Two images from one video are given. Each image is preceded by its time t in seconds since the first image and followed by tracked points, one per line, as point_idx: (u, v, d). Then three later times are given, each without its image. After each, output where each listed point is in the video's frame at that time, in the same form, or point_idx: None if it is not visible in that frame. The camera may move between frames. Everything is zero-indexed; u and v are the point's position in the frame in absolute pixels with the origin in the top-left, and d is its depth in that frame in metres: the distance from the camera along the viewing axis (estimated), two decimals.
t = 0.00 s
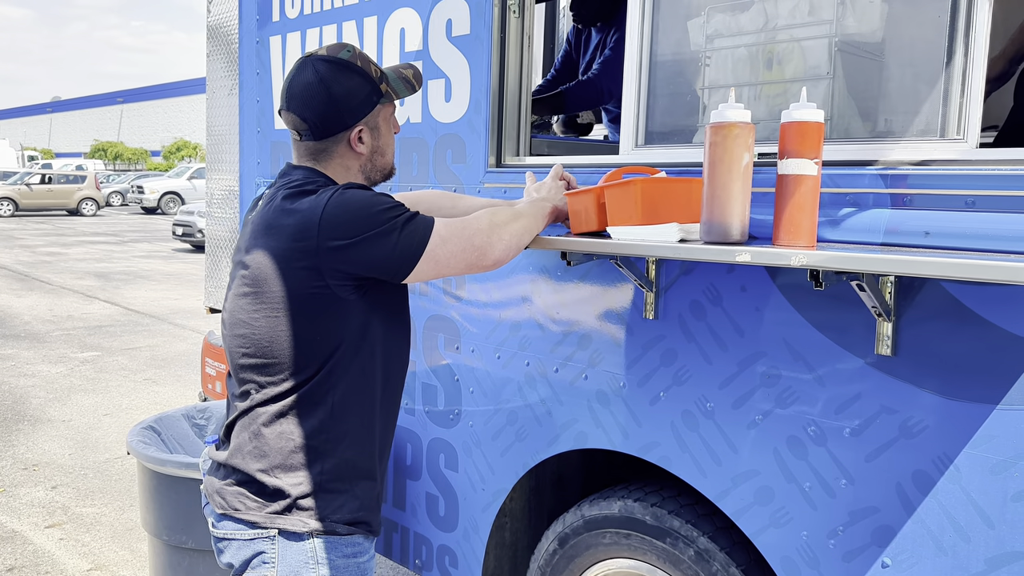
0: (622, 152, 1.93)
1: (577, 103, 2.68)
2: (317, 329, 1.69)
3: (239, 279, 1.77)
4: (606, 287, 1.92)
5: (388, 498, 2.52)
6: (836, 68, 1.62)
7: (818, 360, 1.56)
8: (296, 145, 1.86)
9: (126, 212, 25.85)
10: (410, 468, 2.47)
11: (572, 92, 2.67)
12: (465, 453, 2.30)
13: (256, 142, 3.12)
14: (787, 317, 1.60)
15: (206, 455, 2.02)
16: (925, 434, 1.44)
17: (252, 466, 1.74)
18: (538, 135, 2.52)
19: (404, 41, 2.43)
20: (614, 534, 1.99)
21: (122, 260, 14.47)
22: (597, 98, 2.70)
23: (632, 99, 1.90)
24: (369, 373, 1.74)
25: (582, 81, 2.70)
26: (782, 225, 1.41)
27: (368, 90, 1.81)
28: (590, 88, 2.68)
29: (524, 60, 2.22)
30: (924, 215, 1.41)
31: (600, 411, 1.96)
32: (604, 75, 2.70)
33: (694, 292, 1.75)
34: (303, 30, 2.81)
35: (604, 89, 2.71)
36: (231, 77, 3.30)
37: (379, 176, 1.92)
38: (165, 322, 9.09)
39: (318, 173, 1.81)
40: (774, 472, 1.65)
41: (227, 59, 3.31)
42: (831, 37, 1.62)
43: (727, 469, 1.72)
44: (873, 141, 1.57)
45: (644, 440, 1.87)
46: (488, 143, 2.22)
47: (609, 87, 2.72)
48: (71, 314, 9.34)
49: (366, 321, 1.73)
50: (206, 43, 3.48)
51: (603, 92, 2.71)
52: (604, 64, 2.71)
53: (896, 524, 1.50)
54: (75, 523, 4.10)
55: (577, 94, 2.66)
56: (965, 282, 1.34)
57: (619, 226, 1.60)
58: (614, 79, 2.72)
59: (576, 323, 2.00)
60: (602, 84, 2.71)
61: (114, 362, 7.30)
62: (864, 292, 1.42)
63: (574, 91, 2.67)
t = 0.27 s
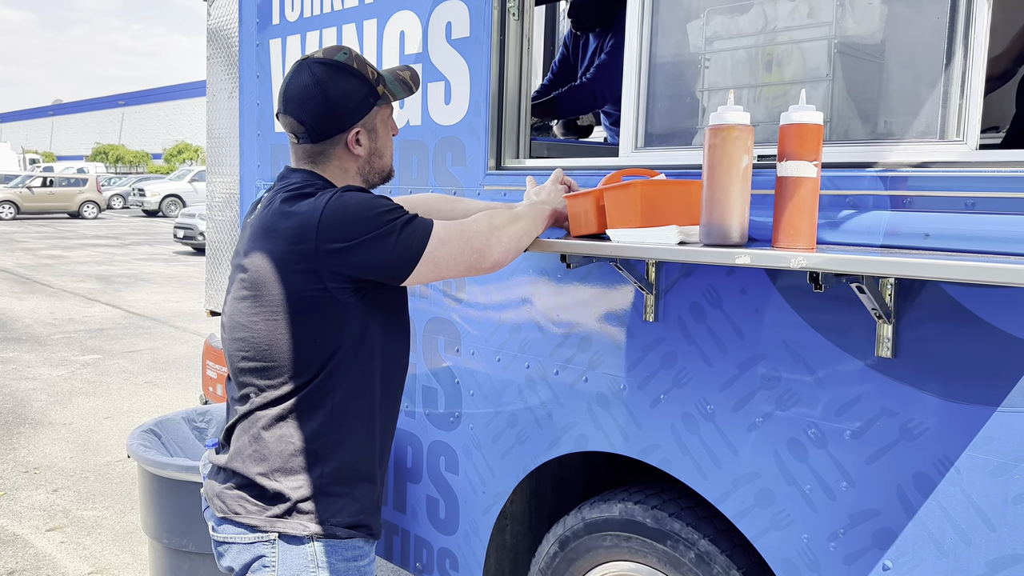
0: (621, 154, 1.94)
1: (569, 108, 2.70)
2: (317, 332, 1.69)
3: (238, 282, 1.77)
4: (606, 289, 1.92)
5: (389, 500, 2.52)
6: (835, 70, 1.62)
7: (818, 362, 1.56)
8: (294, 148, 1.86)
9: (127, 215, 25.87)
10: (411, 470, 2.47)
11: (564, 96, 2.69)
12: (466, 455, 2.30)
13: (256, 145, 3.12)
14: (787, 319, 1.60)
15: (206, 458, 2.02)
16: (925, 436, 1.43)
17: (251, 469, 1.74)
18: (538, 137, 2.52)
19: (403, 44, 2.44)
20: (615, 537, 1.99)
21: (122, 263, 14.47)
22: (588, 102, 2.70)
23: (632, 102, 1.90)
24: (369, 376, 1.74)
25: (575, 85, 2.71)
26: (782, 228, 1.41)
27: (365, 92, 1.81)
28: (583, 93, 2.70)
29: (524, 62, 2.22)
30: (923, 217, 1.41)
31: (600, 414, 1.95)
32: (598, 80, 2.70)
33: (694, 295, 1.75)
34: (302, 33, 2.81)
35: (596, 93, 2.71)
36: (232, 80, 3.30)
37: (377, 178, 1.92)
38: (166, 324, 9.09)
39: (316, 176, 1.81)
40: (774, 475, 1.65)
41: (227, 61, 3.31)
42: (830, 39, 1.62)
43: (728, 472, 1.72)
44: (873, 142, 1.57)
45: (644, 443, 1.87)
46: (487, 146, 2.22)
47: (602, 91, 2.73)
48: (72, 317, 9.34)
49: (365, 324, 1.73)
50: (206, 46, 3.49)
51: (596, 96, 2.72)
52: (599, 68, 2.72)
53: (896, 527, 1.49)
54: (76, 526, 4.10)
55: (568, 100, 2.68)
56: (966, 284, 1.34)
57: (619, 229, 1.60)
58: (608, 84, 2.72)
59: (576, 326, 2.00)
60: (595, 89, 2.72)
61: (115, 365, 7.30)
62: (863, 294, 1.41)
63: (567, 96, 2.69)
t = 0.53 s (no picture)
0: (620, 157, 1.94)
1: (554, 116, 2.71)
2: (316, 335, 1.69)
3: (237, 286, 1.77)
4: (606, 292, 1.92)
5: (389, 503, 2.52)
6: (834, 72, 1.62)
7: (818, 365, 1.56)
8: (292, 152, 1.86)
9: (128, 218, 25.88)
10: (411, 473, 2.47)
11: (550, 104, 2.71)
12: (466, 458, 2.29)
13: (256, 148, 3.13)
14: (787, 322, 1.60)
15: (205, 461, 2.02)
16: (925, 438, 1.43)
17: (251, 473, 1.74)
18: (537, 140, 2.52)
19: (403, 47, 2.44)
20: (615, 539, 1.98)
21: (123, 265, 14.48)
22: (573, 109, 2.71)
23: (631, 105, 1.90)
24: (368, 379, 1.74)
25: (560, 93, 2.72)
26: (781, 230, 1.41)
27: (362, 94, 1.81)
28: (567, 100, 2.70)
29: (523, 65, 2.22)
30: (923, 219, 1.41)
31: (600, 416, 1.95)
32: (583, 88, 2.70)
33: (693, 297, 1.75)
34: (302, 36, 2.82)
35: (581, 101, 2.71)
36: (232, 83, 3.30)
37: (375, 181, 1.92)
38: (166, 327, 9.09)
39: (315, 179, 1.81)
40: (774, 477, 1.65)
41: (227, 64, 3.31)
42: (829, 41, 1.62)
43: (728, 474, 1.72)
44: (872, 145, 1.57)
45: (644, 445, 1.86)
46: (486, 148, 2.22)
47: (587, 99, 2.73)
48: (73, 320, 9.35)
49: (365, 327, 1.73)
50: (206, 49, 3.49)
51: (580, 104, 2.72)
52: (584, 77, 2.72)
53: (896, 529, 1.49)
54: (77, 529, 4.10)
55: (553, 108, 2.69)
56: (965, 286, 1.34)
57: (618, 232, 1.60)
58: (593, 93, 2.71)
59: (576, 328, 2.00)
60: (580, 96, 2.72)
61: (116, 368, 7.30)
62: (863, 296, 1.41)
63: (551, 104, 2.72)
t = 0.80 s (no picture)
0: (620, 158, 1.93)
1: (548, 107, 2.74)
2: (314, 336, 1.69)
3: (236, 287, 1.77)
4: (606, 292, 1.92)
5: (389, 504, 2.52)
6: (833, 72, 1.62)
7: (818, 365, 1.56)
8: (291, 153, 1.86)
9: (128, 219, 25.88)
10: (411, 474, 2.46)
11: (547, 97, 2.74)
12: (466, 459, 2.29)
13: (256, 150, 3.13)
14: (786, 322, 1.60)
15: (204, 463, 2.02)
16: (925, 438, 1.43)
17: (250, 474, 1.73)
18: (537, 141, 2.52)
19: (402, 48, 2.44)
20: (614, 540, 1.98)
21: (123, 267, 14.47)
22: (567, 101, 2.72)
23: (630, 105, 1.90)
24: (367, 381, 1.74)
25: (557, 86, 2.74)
26: (780, 231, 1.41)
27: (360, 95, 1.81)
28: (563, 92, 2.71)
29: (523, 66, 2.22)
30: (922, 219, 1.41)
31: (600, 417, 1.95)
32: (578, 80, 2.71)
33: (693, 298, 1.75)
34: (301, 37, 2.82)
35: (576, 93, 2.71)
36: (231, 84, 3.30)
37: (374, 181, 1.92)
38: (166, 329, 9.09)
39: (314, 180, 1.81)
40: (774, 477, 1.65)
41: (227, 66, 3.32)
42: (828, 41, 1.62)
43: (728, 475, 1.72)
44: (871, 145, 1.57)
45: (644, 446, 1.86)
46: (485, 149, 2.22)
47: (583, 92, 2.73)
48: (73, 322, 9.34)
49: (364, 328, 1.73)
50: (206, 50, 3.49)
51: (575, 96, 2.72)
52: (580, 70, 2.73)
53: (896, 530, 1.49)
54: (77, 531, 4.09)
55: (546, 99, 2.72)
56: (965, 286, 1.34)
57: (617, 233, 1.60)
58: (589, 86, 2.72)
59: (575, 328, 1.99)
60: (575, 89, 2.73)
61: (115, 369, 7.30)
62: (862, 296, 1.41)
63: (547, 96, 2.74)
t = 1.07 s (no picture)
0: (619, 157, 1.94)
1: (561, 115, 2.70)
2: (314, 336, 1.69)
3: (235, 287, 1.77)
4: (605, 292, 1.92)
5: (389, 504, 2.52)
6: (832, 72, 1.62)
7: (817, 364, 1.56)
8: (290, 154, 1.86)
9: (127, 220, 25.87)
10: (411, 474, 2.46)
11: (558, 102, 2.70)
12: (465, 459, 2.29)
13: (255, 150, 3.13)
14: (786, 321, 1.60)
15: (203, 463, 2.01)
16: (925, 437, 1.43)
17: (249, 474, 1.73)
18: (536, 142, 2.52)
19: (401, 48, 2.44)
20: (614, 540, 1.98)
21: (122, 268, 14.46)
22: (581, 108, 2.70)
23: (630, 105, 1.90)
24: (366, 380, 1.74)
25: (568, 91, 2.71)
26: (779, 230, 1.41)
27: (359, 95, 1.81)
28: (576, 99, 2.70)
29: (522, 66, 2.22)
30: (922, 218, 1.41)
31: (599, 417, 1.95)
32: (590, 87, 2.70)
33: (692, 297, 1.75)
34: (300, 38, 2.82)
35: (589, 100, 2.71)
36: (230, 85, 3.30)
37: (373, 181, 1.92)
38: (166, 330, 9.09)
39: (313, 181, 1.81)
40: (773, 477, 1.65)
41: (225, 66, 3.31)
42: (827, 40, 1.62)
43: (728, 474, 1.72)
44: (870, 144, 1.57)
45: (644, 445, 1.86)
46: (484, 149, 2.22)
47: (596, 98, 2.73)
48: (72, 323, 9.34)
49: (363, 328, 1.73)
50: (205, 50, 3.49)
51: (589, 103, 2.72)
52: (591, 76, 2.71)
53: (896, 529, 1.49)
54: (77, 532, 4.09)
55: (560, 107, 2.68)
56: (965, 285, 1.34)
57: (617, 232, 1.60)
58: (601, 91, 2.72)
59: (575, 328, 1.99)
60: (587, 95, 2.72)
61: (115, 370, 7.29)
62: (861, 295, 1.41)
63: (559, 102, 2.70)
